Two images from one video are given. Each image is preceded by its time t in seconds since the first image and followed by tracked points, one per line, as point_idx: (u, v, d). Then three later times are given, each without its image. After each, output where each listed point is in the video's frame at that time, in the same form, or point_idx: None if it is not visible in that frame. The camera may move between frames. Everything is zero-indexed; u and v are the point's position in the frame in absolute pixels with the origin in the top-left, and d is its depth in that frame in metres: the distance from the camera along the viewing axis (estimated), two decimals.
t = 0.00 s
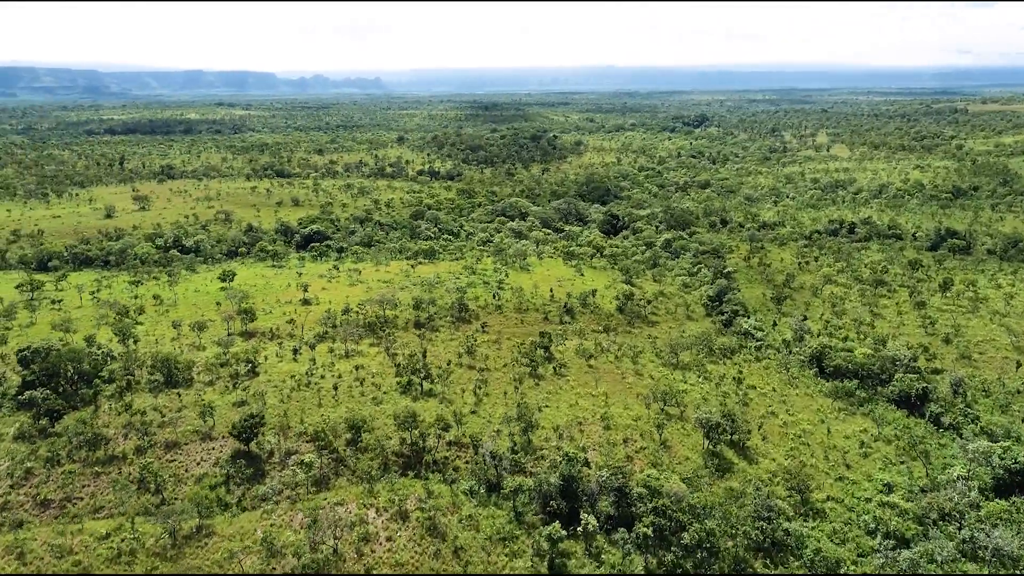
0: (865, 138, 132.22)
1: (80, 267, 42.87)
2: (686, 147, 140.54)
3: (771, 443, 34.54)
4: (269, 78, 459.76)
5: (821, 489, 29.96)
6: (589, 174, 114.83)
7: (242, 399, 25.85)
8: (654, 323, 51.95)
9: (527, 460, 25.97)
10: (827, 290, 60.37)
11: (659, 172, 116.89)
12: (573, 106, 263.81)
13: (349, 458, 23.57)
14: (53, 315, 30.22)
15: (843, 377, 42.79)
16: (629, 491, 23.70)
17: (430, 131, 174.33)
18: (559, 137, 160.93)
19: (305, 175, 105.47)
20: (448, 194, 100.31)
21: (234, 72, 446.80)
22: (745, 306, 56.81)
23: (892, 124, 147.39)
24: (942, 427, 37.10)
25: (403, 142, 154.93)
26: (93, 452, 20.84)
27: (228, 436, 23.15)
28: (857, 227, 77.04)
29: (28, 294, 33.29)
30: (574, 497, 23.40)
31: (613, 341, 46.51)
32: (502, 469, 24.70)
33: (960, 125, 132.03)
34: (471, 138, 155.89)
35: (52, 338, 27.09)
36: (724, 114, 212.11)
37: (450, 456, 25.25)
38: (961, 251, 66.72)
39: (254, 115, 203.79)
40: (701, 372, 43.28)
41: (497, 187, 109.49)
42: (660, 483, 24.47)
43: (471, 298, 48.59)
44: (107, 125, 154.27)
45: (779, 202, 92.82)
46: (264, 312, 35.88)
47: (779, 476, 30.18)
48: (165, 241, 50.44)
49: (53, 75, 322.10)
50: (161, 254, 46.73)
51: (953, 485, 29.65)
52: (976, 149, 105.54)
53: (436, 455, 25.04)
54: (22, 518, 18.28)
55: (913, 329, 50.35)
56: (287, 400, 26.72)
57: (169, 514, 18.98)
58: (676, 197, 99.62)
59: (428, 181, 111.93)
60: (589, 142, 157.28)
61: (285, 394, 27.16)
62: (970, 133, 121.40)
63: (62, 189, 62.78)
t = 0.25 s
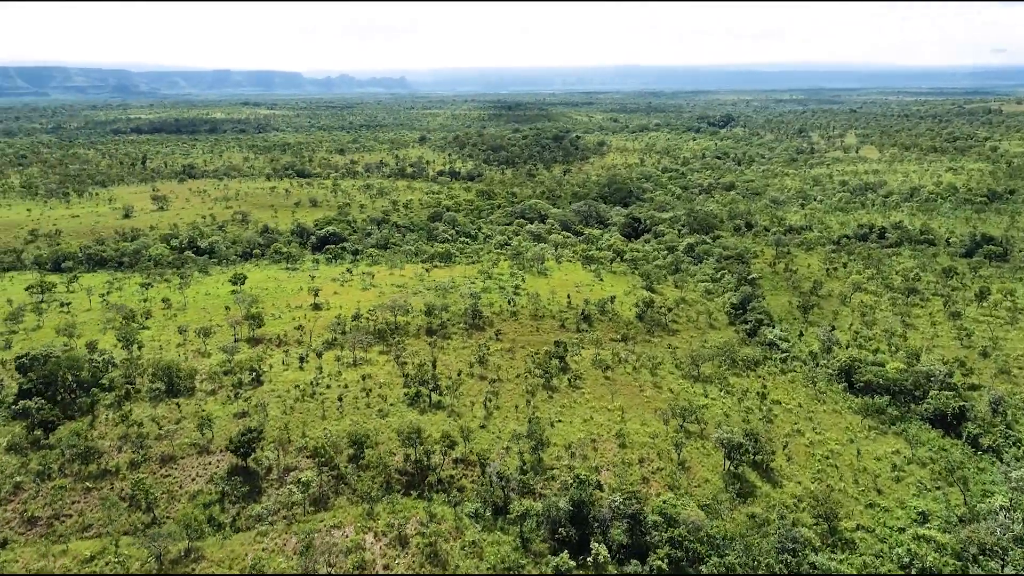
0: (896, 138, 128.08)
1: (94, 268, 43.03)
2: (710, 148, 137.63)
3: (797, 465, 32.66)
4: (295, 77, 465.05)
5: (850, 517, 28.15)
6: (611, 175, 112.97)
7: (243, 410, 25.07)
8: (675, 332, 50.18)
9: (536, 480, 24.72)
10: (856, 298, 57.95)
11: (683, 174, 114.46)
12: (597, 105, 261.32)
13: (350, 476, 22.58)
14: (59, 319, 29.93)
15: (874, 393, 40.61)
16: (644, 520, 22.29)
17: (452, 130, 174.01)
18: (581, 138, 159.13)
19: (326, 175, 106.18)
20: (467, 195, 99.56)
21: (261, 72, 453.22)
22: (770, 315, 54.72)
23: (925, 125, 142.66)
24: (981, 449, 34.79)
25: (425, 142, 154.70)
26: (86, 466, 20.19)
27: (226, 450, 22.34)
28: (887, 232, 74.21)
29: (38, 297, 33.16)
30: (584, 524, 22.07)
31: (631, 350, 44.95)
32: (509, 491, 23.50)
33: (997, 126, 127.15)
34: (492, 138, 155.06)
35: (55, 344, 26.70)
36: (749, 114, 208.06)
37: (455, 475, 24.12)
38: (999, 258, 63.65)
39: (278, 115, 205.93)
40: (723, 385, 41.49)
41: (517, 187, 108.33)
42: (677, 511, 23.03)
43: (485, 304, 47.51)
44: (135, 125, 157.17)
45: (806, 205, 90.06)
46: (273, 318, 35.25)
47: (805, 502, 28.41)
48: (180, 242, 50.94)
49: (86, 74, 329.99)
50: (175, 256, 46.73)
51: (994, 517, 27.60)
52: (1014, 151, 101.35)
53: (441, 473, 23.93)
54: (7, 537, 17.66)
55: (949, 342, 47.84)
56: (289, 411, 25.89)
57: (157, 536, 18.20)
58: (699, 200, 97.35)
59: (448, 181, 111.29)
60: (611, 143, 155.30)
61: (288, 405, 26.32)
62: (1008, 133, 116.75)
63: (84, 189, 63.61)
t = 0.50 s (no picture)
0: (927, 138, 123.93)
1: (105, 270, 43.13)
2: (733, 149, 134.74)
3: (822, 489, 30.89)
4: (318, 76, 469.33)
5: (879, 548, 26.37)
6: (632, 176, 110.97)
7: (242, 423, 24.23)
8: (695, 341, 48.47)
9: (544, 503, 23.45)
10: (885, 306, 55.51)
11: (706, 175, 112.01)
12: (619, 104, 258.60)
13: (348, 496, 21.54)
14: (63, 323, 29.62)
15: (905, 410, 38.46)
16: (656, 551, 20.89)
17: (471, 130, 173.38)
18: (602, 137, 157.10)
19: (344, 175, 106.69)
20: (484, 195, 98.62)
21: (285, 71, 458.31)
22: (795, 324, 52.62)
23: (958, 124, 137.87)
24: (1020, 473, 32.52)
25: (445, 142, 154.14)
26: (74, 482, 19.49)
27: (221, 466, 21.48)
28: (917, 236, 71.36)
29: (46, 300, 33.01)
30: (593, 553, 20.76)
31: (648, 360, 43.42)
32: (515, 516, 22.28)
33: None
34: (512, 137, 153.99)
35: (56, 350, 26.30)
36: (774, 114, 203.92)
37: (459, 496, 22.96)
38: None
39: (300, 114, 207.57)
40: (744, 398, 39.70)
41: (536, 188, 107.01)
42: (693, 543, 21.57)
43: (498, 310, 46.36)
44: (160, 124, 159.61)
45: (832, 207, 87.27)
46: (279, 324, 34.59)
47: (831, 530, 26.67)
48: (193, 243, 51.33)
49: (115, 74, 336.96)
50: (187, 258, 46.66)
51: None
52: None
53: (444, 494, 22.79)
54: None
55: (985, 356, 45.34)
56: (290, 423, 25.02)
57: (141, 561, 17.39)
58: (722, 202, 95.05)
59: (467, 182, 110.48)
60: (632, 142, 153.12)
61: (289, 417, 25.43)
62: None
63: (103, 190, 64.33)
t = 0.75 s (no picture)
0: (964, 140, 119.29)
1: (121, 271, 43.44)
2: (761, 150, 131.48)
3: (853, 518, 28.95)
4: (344, 76, 474.09)
5: None
6: (656, 178, 108.78)
7: (243, 437, 23.42)
8: (718, 351, 46.59)
9: (554, 530, 22.12)
10: (920, 317, 52.83)
11: (732, 177, 109.28)
12: (645, 104, 255.46)
13: (348, 519, 20.52)
14: (71, 328, 29.40)
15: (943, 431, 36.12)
16: None
17: (494, 130, 172.64)
18: (627, 138, 154.83)
19: (366, 176, 106.88)
20: (505, 197, 97.67)
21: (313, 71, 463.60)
22: (825, 335, 50.33)
23: (998, 125, 132.47)
24: None
25: (468, 142, 153.67)
26: (64, 499, 18.83)
27: (217, 484, 20.62)
28: (954, 242, 68.18)
29: (57, 303, 32.96)
30: None
31: (669, 372, 41.75)
32: (521, 544, 21.01)
33: None
34: (535, 137, 152.80)
35: (60, 356, 25.99)
36: (802, 114, 199.28)
37: (464, 520, 21.76)
38: None
39: (325, 113, 209.16)
40: (770, 413, 37.76)
41: (557, 190, 105.60)
42: None
43: (514, 316, 45.16)
44: (188, 123, 162.41)
45: (863, 211, 84.18)
46: (289, 330, 33.94)
47: (863, 564, 24.77)
48: (210, 244, 51.54)
49: (148, 75, 344.74)
50: (202, 260, 46.61)
51: None
52: None
53: (449, 518, 21.62)
54: None
55: None
56: (293, 437, 24.17)
57: None
58: (748, 205, 92.48)
59: (488, 183, 109.59)
60: (657, 143, 150.55)
61: (292, 431, 24.56)
62: None
63: (126, 192, 65.23)
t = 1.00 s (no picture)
0: (1012, 140, 113.77)
1: (142, 272, 43.84)
2: (795, 151, 127.48)
3: (893, 553, 26.88)
4: (375, 75, 478.28)
5: None
6: (686, 179, 106.09)
7: (247, 451, 22.64)
8: (748, 364, 44.49)
9: (568, 561, 20.77)
10: (966, 329, 49.81)
11: (765, 179, 105.94)
12: (676, 104, 251.04)
13: (350, 543, 19.52)
14: (85, 332, 29.33)
15: (991, 456, 33.64)
16: None
17: (521, 130, 171.53)
18: (657, 138, 151.88)
19: (393, 176, 106.99)
20: (530, 197, 96.42)
21: (344, 70, 468.52)
22: (862, 347, 47.76)
23: None
24: None
25: (496, 142, 152.74)
26: (59, 516, 18.25)
27: (217, 502, 19.83)
28: (1002, 250, 64.51)
29: (75, 306, 33.08)
30: None
31: (696, 385, 39.90)
32: None
33: None
34: (562, 137, 151.15)
35: (70, 362, 25.81)
36: (837, 114, 193.29)
37: (473, 548, 20.56)
38: None
39: (354, 112, 210.75)
40: (804, 431, 35.64)
41: (584, 191, 103.84)
42: None
43: (535, 323, 43.86)
44: (221, 122, 165.33)
45: (903, 215, 80.54)
46: (303, 336, 33.31)
47: None
48: (232, 245, 51.93)
49: (185, 75, 353.04)
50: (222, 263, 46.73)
51: None
52: None
53: (457, 544, 20.44)
54: None
55: None
56: (300, 452, 23.35)
57: None
58: (781, 208, 89.46)
59: (514, 183, 108.39)
60: (687, 143, 147.39)
61: (299, 445, 23.72)
62: None
63: (154, 193, 66.30)
